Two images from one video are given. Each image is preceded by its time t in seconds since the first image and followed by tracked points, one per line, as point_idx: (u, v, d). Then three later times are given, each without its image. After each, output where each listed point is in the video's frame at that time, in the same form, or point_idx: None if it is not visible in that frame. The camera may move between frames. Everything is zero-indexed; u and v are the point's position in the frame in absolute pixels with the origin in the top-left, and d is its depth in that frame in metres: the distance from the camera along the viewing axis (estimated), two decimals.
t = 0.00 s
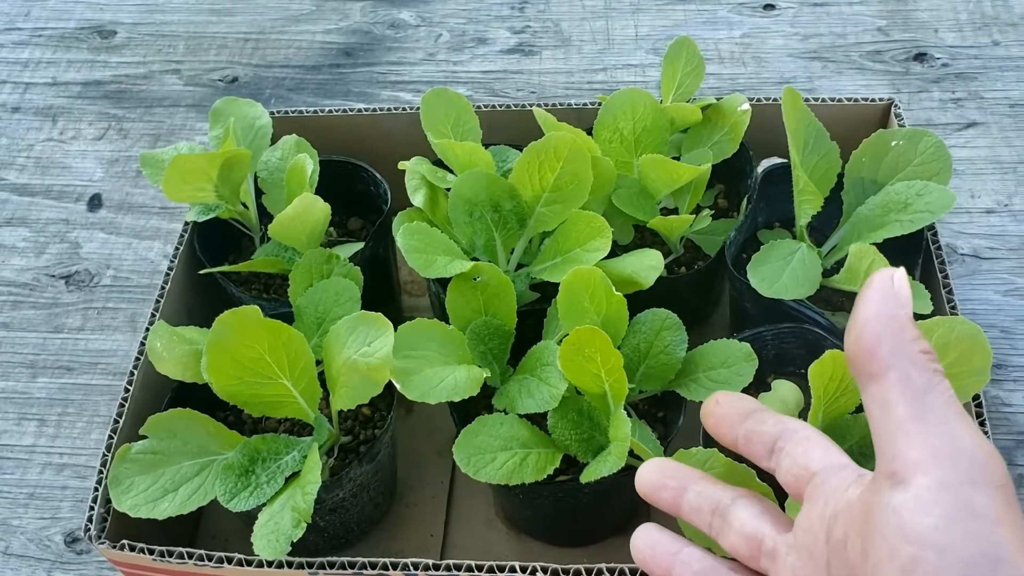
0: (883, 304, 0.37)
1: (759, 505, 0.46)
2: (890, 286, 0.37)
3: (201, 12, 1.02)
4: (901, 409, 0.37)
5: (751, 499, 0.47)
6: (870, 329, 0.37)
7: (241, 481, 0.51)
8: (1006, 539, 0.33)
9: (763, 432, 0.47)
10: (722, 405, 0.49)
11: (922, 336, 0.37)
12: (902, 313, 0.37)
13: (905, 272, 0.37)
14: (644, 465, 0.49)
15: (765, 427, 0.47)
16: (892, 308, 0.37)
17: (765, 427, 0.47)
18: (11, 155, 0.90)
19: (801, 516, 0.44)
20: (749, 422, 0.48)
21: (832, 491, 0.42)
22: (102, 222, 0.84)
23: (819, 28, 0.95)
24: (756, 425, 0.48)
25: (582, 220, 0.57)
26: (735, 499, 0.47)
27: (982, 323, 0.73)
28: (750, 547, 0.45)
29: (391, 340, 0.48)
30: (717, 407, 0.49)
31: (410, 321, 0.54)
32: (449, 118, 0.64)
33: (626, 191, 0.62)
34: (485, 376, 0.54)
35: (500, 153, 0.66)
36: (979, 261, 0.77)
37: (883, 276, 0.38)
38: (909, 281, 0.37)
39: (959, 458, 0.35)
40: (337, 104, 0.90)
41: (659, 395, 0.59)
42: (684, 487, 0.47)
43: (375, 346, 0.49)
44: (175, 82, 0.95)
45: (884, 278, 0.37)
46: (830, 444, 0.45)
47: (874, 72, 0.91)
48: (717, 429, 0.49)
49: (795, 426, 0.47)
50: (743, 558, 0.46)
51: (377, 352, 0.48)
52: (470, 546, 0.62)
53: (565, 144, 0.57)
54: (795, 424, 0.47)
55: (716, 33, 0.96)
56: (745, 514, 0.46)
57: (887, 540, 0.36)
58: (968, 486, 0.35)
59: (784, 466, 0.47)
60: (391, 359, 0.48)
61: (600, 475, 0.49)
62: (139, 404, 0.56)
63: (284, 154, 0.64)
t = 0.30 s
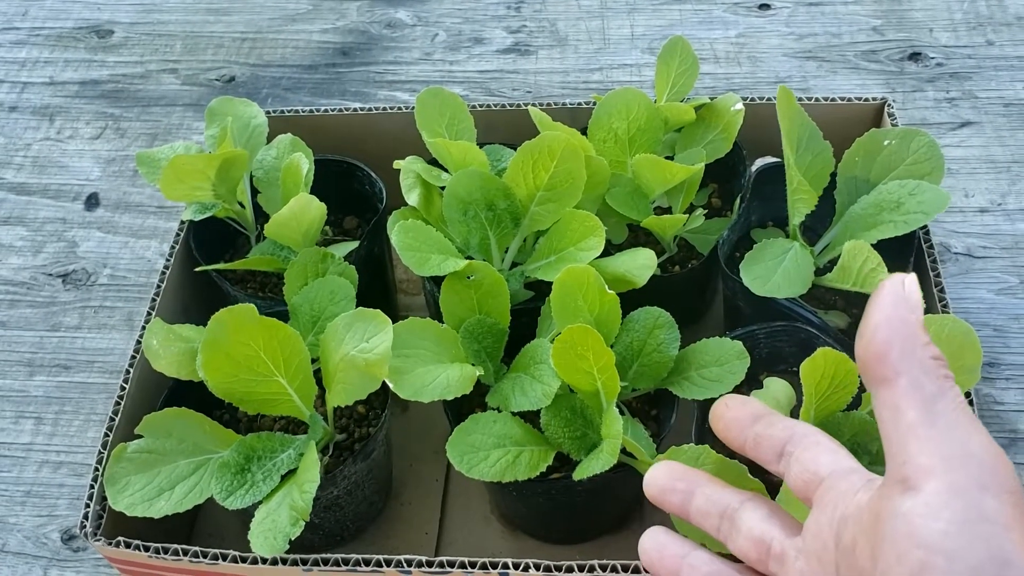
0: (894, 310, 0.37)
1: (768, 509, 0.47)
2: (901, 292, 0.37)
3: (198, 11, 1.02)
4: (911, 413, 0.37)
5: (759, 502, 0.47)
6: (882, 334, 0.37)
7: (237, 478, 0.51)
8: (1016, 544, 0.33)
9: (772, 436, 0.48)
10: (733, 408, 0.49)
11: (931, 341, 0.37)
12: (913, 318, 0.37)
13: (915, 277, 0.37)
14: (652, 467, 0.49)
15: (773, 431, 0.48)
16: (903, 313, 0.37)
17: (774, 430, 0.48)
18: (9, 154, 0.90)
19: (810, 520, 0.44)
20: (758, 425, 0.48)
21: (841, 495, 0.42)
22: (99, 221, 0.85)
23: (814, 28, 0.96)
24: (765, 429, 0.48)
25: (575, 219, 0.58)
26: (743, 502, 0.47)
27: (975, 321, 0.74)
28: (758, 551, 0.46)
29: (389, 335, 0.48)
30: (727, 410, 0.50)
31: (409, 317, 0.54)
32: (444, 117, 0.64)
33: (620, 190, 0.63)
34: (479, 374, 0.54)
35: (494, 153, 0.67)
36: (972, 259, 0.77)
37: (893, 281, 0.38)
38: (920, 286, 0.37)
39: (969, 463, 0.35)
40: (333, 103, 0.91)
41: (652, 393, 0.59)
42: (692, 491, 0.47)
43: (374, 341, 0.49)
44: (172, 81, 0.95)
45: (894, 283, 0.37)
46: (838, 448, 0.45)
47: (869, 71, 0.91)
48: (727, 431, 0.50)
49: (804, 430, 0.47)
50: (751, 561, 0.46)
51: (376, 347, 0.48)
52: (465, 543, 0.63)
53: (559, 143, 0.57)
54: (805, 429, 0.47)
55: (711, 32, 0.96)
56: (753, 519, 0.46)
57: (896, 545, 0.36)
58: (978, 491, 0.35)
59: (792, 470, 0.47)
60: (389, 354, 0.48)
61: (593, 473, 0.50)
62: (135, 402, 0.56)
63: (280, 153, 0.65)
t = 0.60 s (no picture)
0: (911, 301, 0.36)
1: (782, 500, 0.47)
2: (919, 282, 0.36)
3: (200, 12, 1.02)
4: (929, 405, 0.37)
5: (773, 492, 0.47)
6: (899, 326, 0.36)
7: (240, 479, 0.51)
8: None
9: (786, 425, 0.48)
10: (748, 399, 0.50)
11: (949, 330, 0.37)
12: (930, 308, 0.36)
13: (933, 267, 0.36)
14: (665, 458, 0.49)
15: (788, 421, 0.48)
16: (919, 303, 0.36)
17: (789, 420, 0.48)
18: (11, 154, 0.90)
19: (825, 510, 0.44)
20: (773, 416, 0.49)
21: (857, 485, 0.42)
22: (101, 221, 0.85)
23: (815, 28, 0.96)
24: (780, 419, 0.49)
25: (577, 219, 0.58)
26: (757, 492, 0.47)
27: (975, 322, 0.74)
28: (772, 541, 0.46)
29: (392, 336, 0.49)
30: (740, 400, 0.50)
31: (409, 319, 0.54)
32: (445, 117, 0.65)
33: (621, 190, 0.63)
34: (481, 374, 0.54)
35: (496, 153, 0.67)
36: (972, 260, 0.78)
37: (910, 269, 0.37)
38: (938, 275, 0.36)
39: (988, 455, 0.35)
40: (335, 104, 0.91)
41: (653, 393, 0.59)
42: (706, 480, 0.48)
43: (376, 343, 0.49)
44: (174, 82, 0.95)
45: (912, 273, 0.36)
46: (854, 439, 0.46)
47: (869, 72, 0.91)
48: (742, 421, 0.50)
49: (820, 421, 0.47)
50: (765, 551, 0.47)
51: (379, 348, 0.49)
52: (466, 543, 0.63)
53: (560, 144, 0.57)
54: (820, 420, 0.47)
55: (712, 33, 0.96)
56: (768, 508, 0.47)
57: (914, 536, 0.36)
58: (997, 483, 0.35)
59: (807, 460, 0.47)
60: (391, 356, 0.48)
61: (594, 472, 0.50)
62: (138, 402, 0.57)
63: (282, 154, 0.65)
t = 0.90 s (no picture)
0: (911, 308, 0.36)
1: (786, 505, 0.47)
2: (919, 290, 0.36)
3: (201, 9, 1.02)
4: (927, 410, 0.37)
5: (777, 498, 0.47)
6: (899, 333, 0.36)
7: (242, 472, 0.52)
8: None
9: (789, 434, 0.48)
10: (751, 408, 0.49)
11: (948, 337, 0.37)
12: (929, 315, 0.36)
13: (932, 275, 0.36)
14: (671, 463, 0.49)
15: (792, 429, 0.48)
16: (918, 311, 0.36)
17: (791, 429, 0.48)
18: (12, 151, 0.90)
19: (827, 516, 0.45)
20: (776, 424, 0.48)
21: (859, 491, 0.43)
22: (103, 217, 0.85)
23: (815, 25, 0.96)
24: (783, 428, 0.48)
25: (577, 214, 0.58)
26: (762, 499, 0.47)
27: (974, 317, 0.74)
28: (777, 547, 0.46)
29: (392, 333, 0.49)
30: (744, 409, 0.50)
31: (413, 312, 0.54)
32: (446, 113, 0.65)
33: (621, 185, 0.63)
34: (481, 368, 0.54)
35: (496, 149, 0.67)
36: (972, 256, 0.78)
37: (910, 278, 0.37)
38: (937, 282, 0.36)
39: (985, 458, 0.36)
40: (336, 100, 0.91)
41: (653, 387, 0.60)
42: (711, 487, 0.47)
43: (377, 338, 0.49)
44: (175, 78, 0.95)
45: (912, 282, 0.36)
46: (856, 446, 0.46)
47: (869, 68, 0.91)
48: (744, 431, 0.50)
49: (822, 429, 0.47)
50: (770, 556, 0.47)
51: (379, 344, 0.49)
52: (467, 537, 0.63)
53: (560, 139, 0.57)
54: (823, 428, 0.47)
55: (712, 30, 0.96)
56: (772, 514, 0.47)
57: (913, 540, 0.37)
58: (994, 486, 0.35)
59: (810, 468, 0.47)
60: (391, 352, 0.48)
61: (595, 466, 0.50)
62: (140, 396, 0.57)
63: (283, 149, 0.65)
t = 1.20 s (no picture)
0: (942, 327, 0.39)
1: (823, 516, 0.47)
2: (950, 310, 0.39)
3: (203, 6, 1.02)
4: (956, 427, 0.38)
5: (814, 508, 0.48)
6: (929, 351, 0.39)
7: (246, 466, 0.52)
8: None
9: (819, 458, 0.47)
10: (781, 433, 0.49)
11: (978, 358, 0.39)
12: (960, 334, 0.39)
13: (963, 297, 0.39)
14: (706, 469, 0.48)
15: (821, 453, 0.47)
16: (951, 330, 0.39)
17: (822, 453, 0.47)
18: (15, 147, 0.91)
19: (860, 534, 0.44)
20: (806, 448, 0.48)
21: (893, 507, 0.42)
22: (106, 213, 0.85)
23: (817, 21, 0.96)
24: (813, 451, 0.47)
25: (581, 209, 0.58)
26: (799, 507, 0.48)
27: (978, 312, 0.74)
28: (812, 558, 0.46)
29: (390, 327, 0.49)
30: (774, 436, 0.50)
31: (414, 309, 0.54)
32: (449, 108, 0.65)
33: (625, 181, 0.63)
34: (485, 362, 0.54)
35: (499, 144, 0.67)
36: (974, 251, 0.78)
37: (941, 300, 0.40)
38: (969, 306, 0.39)
39: (1012, 477, 0.36)
40: (338, 96, 0.91)
41: (657, 382, 0.60)
42: (748, 493, 0.47)
43: (377, 332, 0.49)
44: (178, 75, 0.95)
45: (943, 303, 0.39)
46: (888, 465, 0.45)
47: (872, 64, 0.91)
48: (772, 456, 0.50)
49: (851, 451, 0.46)
50: (804, 567, 0.47)
51: (377, 338, 0.49)
52: (471, 532, 0.63)
53: (564, 133, 0.57)
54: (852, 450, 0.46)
55: (715, 26, 0.96)
56: (810, 523, 0.47)
57: (937, 555, 0.37)
58: (1020, 504, 0.36)
59: (841, 489, 0.46)
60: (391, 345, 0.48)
61: (599, 460, 0.50)
62: (144, 390, 0.57)
63: (287, 144, 0.65)
